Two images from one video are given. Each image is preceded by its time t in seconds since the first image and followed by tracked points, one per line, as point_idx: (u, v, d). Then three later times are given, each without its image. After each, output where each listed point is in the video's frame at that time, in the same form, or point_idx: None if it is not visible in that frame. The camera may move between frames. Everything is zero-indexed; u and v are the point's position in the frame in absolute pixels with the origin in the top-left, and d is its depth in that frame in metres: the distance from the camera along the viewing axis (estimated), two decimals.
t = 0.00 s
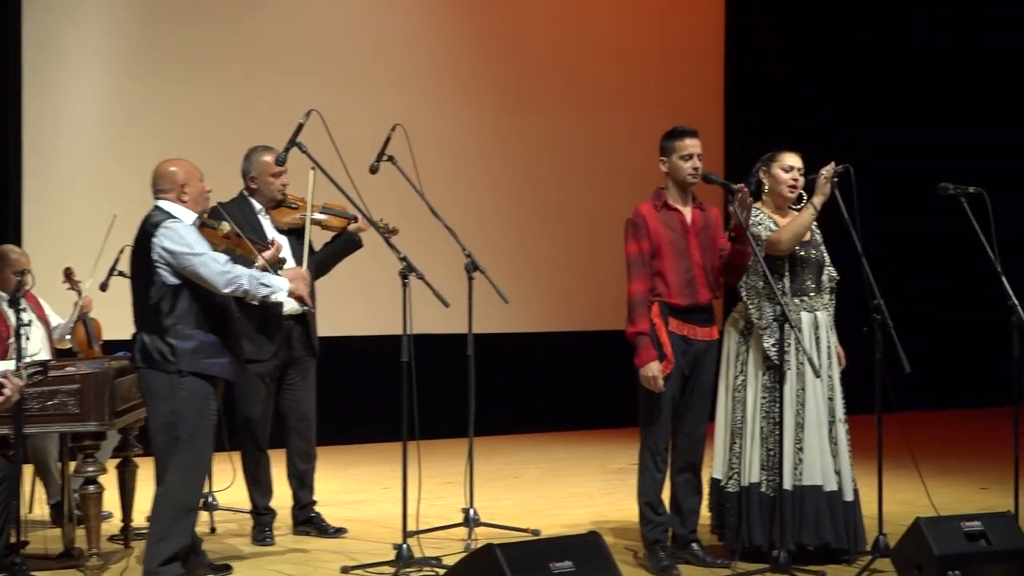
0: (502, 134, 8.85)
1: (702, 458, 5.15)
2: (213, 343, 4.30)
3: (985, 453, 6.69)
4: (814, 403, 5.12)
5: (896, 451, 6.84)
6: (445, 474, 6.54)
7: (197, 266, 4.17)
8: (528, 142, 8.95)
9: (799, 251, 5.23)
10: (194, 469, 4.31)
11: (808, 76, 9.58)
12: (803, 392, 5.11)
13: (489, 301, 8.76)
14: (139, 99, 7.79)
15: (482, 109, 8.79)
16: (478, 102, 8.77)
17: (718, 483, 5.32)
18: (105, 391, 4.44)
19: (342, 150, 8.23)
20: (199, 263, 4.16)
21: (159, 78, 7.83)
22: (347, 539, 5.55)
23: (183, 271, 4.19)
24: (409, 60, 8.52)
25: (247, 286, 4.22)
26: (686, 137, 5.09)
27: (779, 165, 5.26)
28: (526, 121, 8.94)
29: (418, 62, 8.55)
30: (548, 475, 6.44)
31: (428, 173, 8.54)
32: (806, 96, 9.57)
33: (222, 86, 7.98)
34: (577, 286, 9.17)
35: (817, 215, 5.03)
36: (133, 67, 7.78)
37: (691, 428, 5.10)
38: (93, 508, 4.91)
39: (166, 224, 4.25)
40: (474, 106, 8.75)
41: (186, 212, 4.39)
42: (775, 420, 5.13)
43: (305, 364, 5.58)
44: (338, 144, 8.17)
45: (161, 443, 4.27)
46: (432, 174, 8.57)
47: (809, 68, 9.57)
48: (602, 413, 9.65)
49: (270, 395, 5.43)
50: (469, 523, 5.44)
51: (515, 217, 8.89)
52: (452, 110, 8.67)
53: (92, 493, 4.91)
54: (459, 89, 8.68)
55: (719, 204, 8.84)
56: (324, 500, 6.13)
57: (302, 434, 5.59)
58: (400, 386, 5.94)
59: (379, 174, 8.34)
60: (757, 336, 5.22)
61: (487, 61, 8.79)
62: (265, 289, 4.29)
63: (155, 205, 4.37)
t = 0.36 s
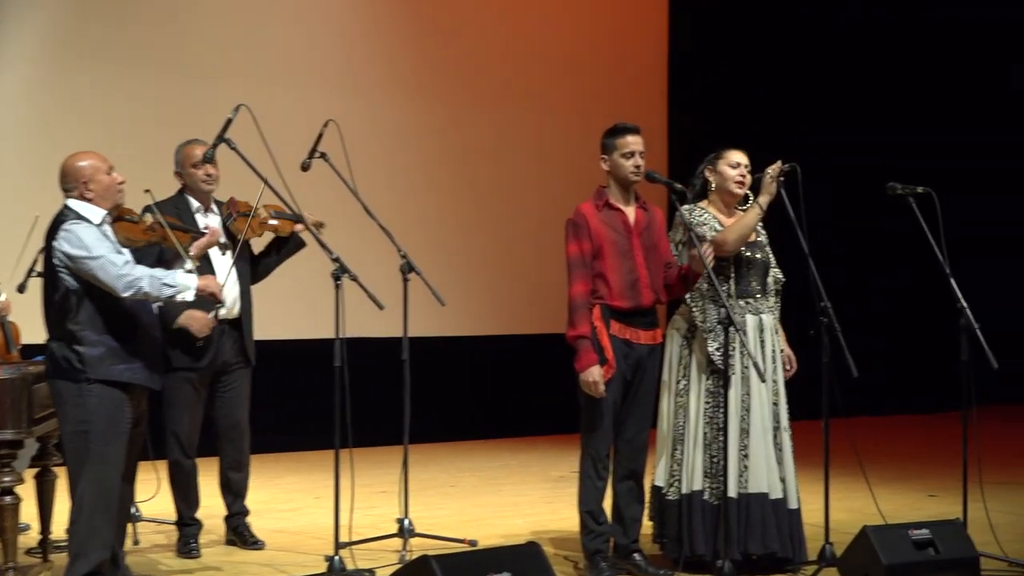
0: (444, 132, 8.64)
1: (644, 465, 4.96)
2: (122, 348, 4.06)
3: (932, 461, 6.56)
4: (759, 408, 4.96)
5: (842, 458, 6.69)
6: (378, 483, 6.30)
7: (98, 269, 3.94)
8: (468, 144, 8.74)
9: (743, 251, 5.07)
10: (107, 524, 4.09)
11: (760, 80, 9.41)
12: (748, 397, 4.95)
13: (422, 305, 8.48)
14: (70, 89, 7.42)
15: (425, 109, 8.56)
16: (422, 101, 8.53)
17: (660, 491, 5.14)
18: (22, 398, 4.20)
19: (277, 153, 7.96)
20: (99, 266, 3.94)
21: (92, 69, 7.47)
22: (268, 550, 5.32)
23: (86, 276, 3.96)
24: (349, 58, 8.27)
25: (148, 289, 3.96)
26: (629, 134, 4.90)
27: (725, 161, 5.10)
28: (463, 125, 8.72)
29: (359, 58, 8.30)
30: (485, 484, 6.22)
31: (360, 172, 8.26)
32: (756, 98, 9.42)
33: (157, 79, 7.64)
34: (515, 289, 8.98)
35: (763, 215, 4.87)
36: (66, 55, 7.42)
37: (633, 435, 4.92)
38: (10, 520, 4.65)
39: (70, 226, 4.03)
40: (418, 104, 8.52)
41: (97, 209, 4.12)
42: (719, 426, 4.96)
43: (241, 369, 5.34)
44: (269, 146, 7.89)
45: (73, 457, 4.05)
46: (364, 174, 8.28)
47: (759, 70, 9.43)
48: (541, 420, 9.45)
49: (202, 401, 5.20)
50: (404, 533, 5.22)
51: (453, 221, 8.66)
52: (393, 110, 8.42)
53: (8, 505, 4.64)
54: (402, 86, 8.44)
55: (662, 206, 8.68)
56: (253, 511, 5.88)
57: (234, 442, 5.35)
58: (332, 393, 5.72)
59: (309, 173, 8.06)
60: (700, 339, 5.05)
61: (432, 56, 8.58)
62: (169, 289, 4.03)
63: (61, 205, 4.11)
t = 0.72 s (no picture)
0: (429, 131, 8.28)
1: (594, 474, 4.76)
2: (34, 358, 3.85)
3: (891, 468, 6.40)
4: (714, 415, 4.77)
5: (796, 466, 6.53)
6: (316, 491, 6.05)
7: (12, 277, 3.73)
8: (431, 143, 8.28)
9: (696, 253, 4.89)
10: (21, 556, 3.86)
11: (751, 81, 9.19)
12: (702, 404, 4.76)
13: (364, 308, 7.99)
14: (38, 82, 6.95)
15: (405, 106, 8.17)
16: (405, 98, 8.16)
17: (610, 501, 4.94)
18: None
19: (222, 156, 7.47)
20: (13, 275, 3.72)
21: (62, 60, 7.02)
22: (201, 565, 5.07)
23: None
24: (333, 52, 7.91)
25: (64, 303, 3.77)
26: (578, 131, 4.71)
27: (676, 157, 4.90)
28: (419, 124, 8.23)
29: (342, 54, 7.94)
30: (430, 495, 5.99)
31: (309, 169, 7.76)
32: (748, 100, 9.18)
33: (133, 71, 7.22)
34: (480, 293, 8.55)
35: (715, 215, 4.73)
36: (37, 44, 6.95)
37: (583, 442, 4.71)
38: None
39: None
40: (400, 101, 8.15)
41: (18, 208, 3.93)
42: (672, 433, 4.77)
43: (181, 374, 5.12)
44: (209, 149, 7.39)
45: None
46: (315, 170, 7.81)
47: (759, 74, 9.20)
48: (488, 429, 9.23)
49: (142, 406, 4.99)
50: (345, 546, 4.99)
51: (413, 225, 8.20)
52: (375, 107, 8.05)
53: None
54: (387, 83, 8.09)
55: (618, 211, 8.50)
56: (186, 522, 5.61)
57: (172, 452, 5.12)
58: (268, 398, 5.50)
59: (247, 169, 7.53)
60: (654, 344, 4.85)
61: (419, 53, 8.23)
62: (88, 304, 3.83)
63: None
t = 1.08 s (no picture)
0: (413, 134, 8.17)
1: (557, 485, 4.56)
2: None
3: (860, 476, 6.24)
4: (679, 422, 4.57)
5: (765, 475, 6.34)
6: (270, 504, 5.83)
7: None
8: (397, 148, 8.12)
9: (661, 255, 4.70)
10: None
11: (743, 79, 9.15)
12: (667, 411, 4.56)
13: (315, 309, 7.83)
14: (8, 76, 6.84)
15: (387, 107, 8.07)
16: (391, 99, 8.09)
17: (574, 512, 4.74)
18: None
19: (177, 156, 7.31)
20: None
21: (39, 55, 6.96)
22: None
23: None
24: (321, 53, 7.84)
25: None
26: (540, 129, 4.51)
27: (643, 156, 4.72)
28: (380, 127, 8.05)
29: (321, 52, 7.85)
30: (385, 507, 5.78)
31: (254, 168, 7.58)
32: (741, 98, 9.14)
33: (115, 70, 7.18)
34: (444, 296, 8.35)
35: (681, 217, 4.53)
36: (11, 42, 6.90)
37: (544, 452, 4.51)
38: None
39: None
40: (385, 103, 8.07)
41: None
42: (637, 441, 4.57)
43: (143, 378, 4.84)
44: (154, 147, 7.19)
45: None
46: (266, 169, 7.63)
47: (751, 73, 9.16)
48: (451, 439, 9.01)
49: (92, 411, 4.73)
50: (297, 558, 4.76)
51: (375, 227, 8.01)
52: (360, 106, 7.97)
53: None
54: (372, 81, 8.01)
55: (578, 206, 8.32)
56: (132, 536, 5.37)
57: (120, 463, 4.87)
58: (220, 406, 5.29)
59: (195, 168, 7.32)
60: (616, 351, 4.67)
61: (402, 54, 8.12)
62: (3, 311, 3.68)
63: None
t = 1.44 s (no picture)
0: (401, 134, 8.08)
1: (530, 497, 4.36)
2: None
3: (841, 488, 6.08)
4: (655, 433, 4.40)
5: (747, 489, 6.11)
6: (229, 518, 5.60)
7: None
8: (373, 150, 7.97)
9: (636, 259, 4.52)
10: None
11: (744, 79, 9.06)
12: (642, 421, 4.39)
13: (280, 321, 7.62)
14: None
15: (366, 106, 7.95)
16: (377, 100, 7.99)
17: (545, 526, 4.55)
18: None
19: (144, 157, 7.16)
20: None
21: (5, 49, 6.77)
22: None
23: None
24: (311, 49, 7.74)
25: None
26: (512, 129, 4.33)
27: (616, 157, 4.54)
28: (353, 130, 7.89)
29: (289, 53, 7.67)
30: (350, 521, 5.57)
31: (218, 172, 7.39)
32: (741, 98, 9.06)
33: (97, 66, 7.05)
34: (415, 304, 8.17)
35: (656, 220, 4.32)
36: (5, 37, 6.80)
37: (517, 463, 4.30)
38: None
39: None
40: (370, 104, 7.96)
41: None
42: (610, 453, 4.41)
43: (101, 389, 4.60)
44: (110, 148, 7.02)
45: None
46: (230, 173, 7.43)
47: (751, 73, 9.08)
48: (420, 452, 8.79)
49: (46, 422, 4.50)
50: None
51: (344, 232, 7.85)
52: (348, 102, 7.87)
53: None
54: (363, 80, 7.93)
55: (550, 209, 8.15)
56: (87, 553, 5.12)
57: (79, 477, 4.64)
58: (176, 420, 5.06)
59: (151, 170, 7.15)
60: (590, 358, 4.51)
61: (380, 55, 7.99)
62: None
63: None
